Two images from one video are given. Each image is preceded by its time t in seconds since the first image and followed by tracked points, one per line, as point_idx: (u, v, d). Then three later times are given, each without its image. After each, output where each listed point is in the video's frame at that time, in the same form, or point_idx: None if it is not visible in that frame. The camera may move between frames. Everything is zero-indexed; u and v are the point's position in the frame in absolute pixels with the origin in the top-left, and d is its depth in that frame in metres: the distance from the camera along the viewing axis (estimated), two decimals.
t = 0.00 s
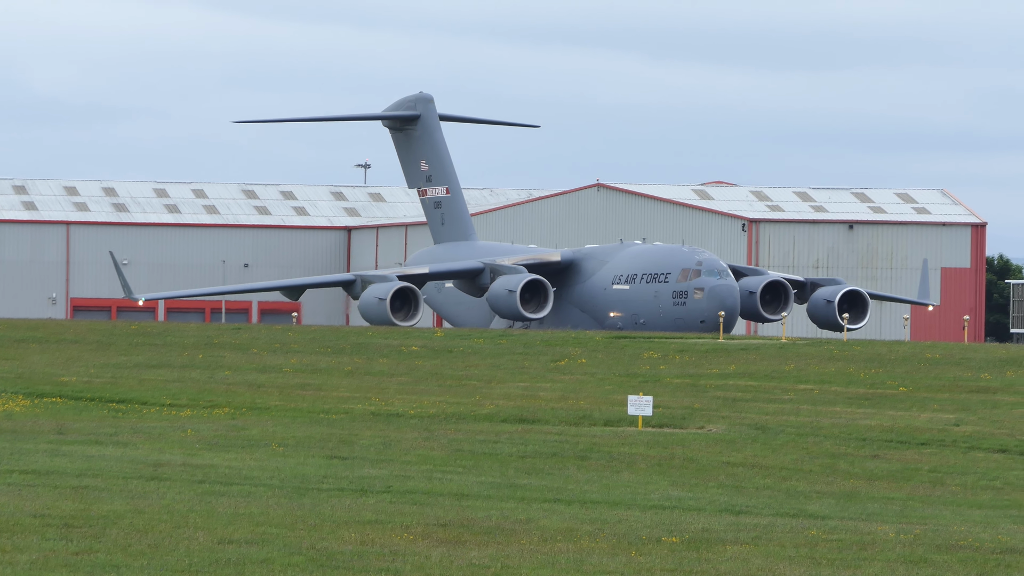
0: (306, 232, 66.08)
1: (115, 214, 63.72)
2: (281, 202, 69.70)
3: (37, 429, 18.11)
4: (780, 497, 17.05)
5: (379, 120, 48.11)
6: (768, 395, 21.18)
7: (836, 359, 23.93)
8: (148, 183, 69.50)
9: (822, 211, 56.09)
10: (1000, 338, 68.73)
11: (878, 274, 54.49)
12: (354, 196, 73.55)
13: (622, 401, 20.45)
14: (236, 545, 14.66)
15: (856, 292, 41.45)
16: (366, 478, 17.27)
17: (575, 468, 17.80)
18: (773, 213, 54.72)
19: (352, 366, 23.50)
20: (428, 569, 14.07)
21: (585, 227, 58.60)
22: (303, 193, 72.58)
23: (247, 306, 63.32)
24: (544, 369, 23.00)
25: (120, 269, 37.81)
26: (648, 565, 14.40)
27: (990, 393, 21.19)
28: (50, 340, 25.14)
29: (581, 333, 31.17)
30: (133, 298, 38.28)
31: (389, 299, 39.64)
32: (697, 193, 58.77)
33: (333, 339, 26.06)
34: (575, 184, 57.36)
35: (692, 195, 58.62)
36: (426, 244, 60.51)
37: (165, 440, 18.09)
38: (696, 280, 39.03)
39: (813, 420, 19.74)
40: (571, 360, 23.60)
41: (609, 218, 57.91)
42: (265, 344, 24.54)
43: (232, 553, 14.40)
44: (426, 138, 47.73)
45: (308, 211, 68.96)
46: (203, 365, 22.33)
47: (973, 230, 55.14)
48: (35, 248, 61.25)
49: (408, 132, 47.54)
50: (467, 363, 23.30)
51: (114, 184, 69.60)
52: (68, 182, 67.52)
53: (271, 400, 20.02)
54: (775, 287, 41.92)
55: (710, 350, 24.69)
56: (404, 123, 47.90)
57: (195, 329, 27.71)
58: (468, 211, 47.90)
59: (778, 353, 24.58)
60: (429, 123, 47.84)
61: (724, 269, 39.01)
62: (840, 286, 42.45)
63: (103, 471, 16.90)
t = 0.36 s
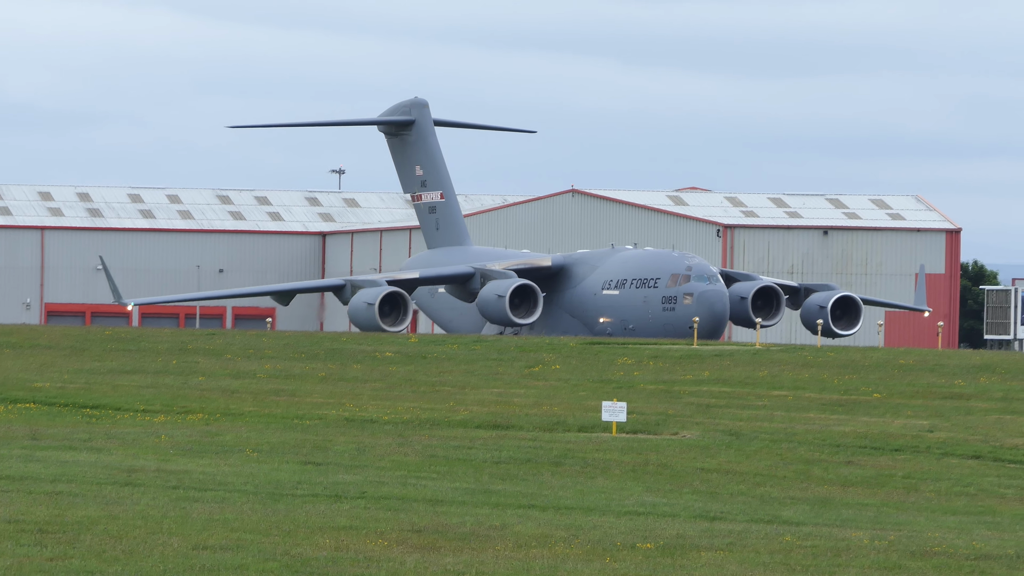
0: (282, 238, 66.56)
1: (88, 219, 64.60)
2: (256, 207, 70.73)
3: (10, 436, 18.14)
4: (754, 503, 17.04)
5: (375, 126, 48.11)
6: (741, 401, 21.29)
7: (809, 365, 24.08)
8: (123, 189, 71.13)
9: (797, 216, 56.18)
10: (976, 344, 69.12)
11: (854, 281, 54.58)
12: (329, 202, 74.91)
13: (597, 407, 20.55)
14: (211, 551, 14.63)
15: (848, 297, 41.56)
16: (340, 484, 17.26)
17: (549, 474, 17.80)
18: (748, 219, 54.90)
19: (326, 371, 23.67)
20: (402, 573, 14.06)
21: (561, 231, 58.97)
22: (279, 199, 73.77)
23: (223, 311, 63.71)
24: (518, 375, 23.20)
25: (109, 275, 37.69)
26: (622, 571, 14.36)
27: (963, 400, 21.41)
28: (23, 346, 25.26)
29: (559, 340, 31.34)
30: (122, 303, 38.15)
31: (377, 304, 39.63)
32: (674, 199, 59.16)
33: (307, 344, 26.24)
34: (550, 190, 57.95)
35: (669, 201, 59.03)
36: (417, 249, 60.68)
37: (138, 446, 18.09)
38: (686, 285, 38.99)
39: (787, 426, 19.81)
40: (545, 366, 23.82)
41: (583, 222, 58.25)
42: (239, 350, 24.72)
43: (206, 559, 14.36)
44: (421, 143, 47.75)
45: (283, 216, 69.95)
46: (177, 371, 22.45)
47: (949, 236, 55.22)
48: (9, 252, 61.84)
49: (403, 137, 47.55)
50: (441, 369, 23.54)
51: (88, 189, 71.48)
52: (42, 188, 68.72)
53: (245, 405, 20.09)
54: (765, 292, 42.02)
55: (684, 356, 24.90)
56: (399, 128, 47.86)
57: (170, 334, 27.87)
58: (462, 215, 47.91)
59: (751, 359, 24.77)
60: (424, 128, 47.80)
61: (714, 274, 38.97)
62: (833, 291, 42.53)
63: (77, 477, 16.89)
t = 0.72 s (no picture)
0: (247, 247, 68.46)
1: (55, 228, 66.66)
2: (222, 216, 72.74)
3: None
4: (722, 511, 17.04)
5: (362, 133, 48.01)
6: (710, 409, 21.43)
7: (778, 373, 24.30)
8: (90, 199, 72.86)
9: (765, 225, 57.36)
10: (942, 352, 69.70)
11: (822, 288, 55.63)
12: (297, 210, 76.86)
13: (565, 415, 20.71)
14: (180, 560, 14.55)
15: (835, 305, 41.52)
16: (309, 492, 17.22)
17: (517, 482, 17.83)
18: (715, 228, 56.19)
19: (295, 379, 23.87)
20: None
21: (527, 238, 59.92)
22: (245, 208, 75.76)
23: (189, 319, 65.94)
24: (486, 382, 23.44)
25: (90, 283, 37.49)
26: None
27: (931, 407, 21.68)
28: None
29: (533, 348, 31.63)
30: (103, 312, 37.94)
31: (359, 313, 39.60)
32: (642, 208, 60.52)
33: (275, 352, 26.51)
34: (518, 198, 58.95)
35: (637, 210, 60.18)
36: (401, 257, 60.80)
37: (107, 454, 18.10)
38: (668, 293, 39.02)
39: (755, 434, 19.91)
40: (513, 374, 24.13)
41: (550, 229, 59.28)
42: (207, 358, 24.98)
43: (173, 566, 14.30)
44: (407, 150, 47.73)
45: (250, 224, 71.97)
46: (145, 380, 22.61)
47: (915, 244, 56.45)
48: None
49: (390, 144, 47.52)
50: (410, 376, 23.98)
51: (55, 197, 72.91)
52: (10, 198, 70.76)
53: (214, 413, 20.17)
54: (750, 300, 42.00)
55: (651, 364, 25.16)
56: (386, 136, 47.79)
57: (139, 342, 28.12)
58: (448, 223, 47.96)
59: (719, 366, 25.03)
60: (411, 135, 47.77)
61: (696, 282, 39.02)
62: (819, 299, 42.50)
63: (45, 485, 16.83)
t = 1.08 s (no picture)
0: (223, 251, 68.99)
1: (31, 233, 66.82)
2: (198, 221, 72.92)
3: None
4: (699, 515, 17.02)
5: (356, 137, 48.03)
6: (686, 413, 21.51)
7: (754, 376, 24.45)
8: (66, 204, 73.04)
9: (741, 229, 58.64)
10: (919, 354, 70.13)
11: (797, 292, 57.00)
12: (272, 215, 76.95)
13: (541, 418, 20.78)
14: (155, 565, 14.50)
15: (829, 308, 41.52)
16: (285, 497, 17.22)
17: (494, 486, 17.84)
18: (691, 232, 57.43)
19: (272, 384, 23.99)
20: None
21: (503, 243, 60.71)
22: (222, 213, 75.98)
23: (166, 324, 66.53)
24: (463, 387, 23.53)
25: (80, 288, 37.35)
26: None
27: (908, 410, 21.72)
28: None
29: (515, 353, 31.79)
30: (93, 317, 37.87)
31: (350, 317, 39.58)
32: (618, 212, 61.62)
33: (252, 356, 26.69)
34: (496, 203, 59.52)
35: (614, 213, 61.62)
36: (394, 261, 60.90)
37: (83, 459, 18.12)
38: (660, 297, 39.01)
39: (731, 439, 19.95)
40: (490, 378, 24.27)
41: (526, 234, 60.06)
42: (184, 363, 25.16)
43: (149, 572, 14.26)
44: (401, 154, 47.76)
45: (226, 230, 72.18)
46: (121, 385, 22.71)
47: (892, 248, 57.48)
48: None
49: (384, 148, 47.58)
50: (384, 381, 24.18)
51: (31, 202, 73.05)
52: None
53: (190, 419, 20.23)
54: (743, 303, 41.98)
55: (628, 368, 25.29)
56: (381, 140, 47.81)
57: (116, 347, 28.31)
58: (442, 227, 47.96)
59: (696, 370, 25.15)
60: (404, 138, 47.82)
61: (688, 286, 39.03)
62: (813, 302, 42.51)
63: (21, 490, 16.84)
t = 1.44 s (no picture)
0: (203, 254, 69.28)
1: (10, 234, 66.89)
2: (177, 222, 73.06)
3: None
4: (677, 515, 17.02)
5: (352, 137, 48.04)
6: (665, 413, 21.57)
7: (732, 377, 24.55)
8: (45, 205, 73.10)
9: (719, 228, 59.09)
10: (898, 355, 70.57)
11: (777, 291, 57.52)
12: (251, 216, 77.12)
13: (520, 418, 20.85)
14: (134, 566, 14.46)
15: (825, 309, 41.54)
16: (264, 498, 17.23)
17: (473, 487, 17.85)
18: (670, 232, 57.80)
19: (251, 385, 24.07)
20: None
21: (482, 243, 61.10)
22: (200, 214, 76.13)
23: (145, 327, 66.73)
24: (442, 387, 23.60)
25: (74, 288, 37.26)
26: None
27: (887, 409, 21.75)
28: None
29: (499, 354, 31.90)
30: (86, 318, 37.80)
31: (342, 317, 39.56)
32: (597, 211, 61.93)
33: (231, 358, 26.83)
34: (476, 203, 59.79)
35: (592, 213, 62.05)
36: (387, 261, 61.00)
37: (61, 461, 18.16)
38: (654, 296, 38.98)
39: (711, 438, 19.99)
40: (469, 378, 24.37)
41: (505, 234, 60.41)
42: (163, 364, 25.28)
43: (126, 573, 14.22)
44: (396, 153, 47.78)
45: (204, 230, 72.37)
46: (100, 387, 22.78)
47: (870, 247, 58.19)
48: None
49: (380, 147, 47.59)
50: (364, 382, 24.29)
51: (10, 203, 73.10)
52: None
53: (170, 420, 20.30)
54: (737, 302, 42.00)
55: (607, 369, 25.39)
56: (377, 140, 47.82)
57: (94, 349, 28.45)
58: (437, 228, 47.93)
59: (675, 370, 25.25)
60: (400, 138, 47.81)
61: (682, 285, 38.99)
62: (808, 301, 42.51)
63: None
